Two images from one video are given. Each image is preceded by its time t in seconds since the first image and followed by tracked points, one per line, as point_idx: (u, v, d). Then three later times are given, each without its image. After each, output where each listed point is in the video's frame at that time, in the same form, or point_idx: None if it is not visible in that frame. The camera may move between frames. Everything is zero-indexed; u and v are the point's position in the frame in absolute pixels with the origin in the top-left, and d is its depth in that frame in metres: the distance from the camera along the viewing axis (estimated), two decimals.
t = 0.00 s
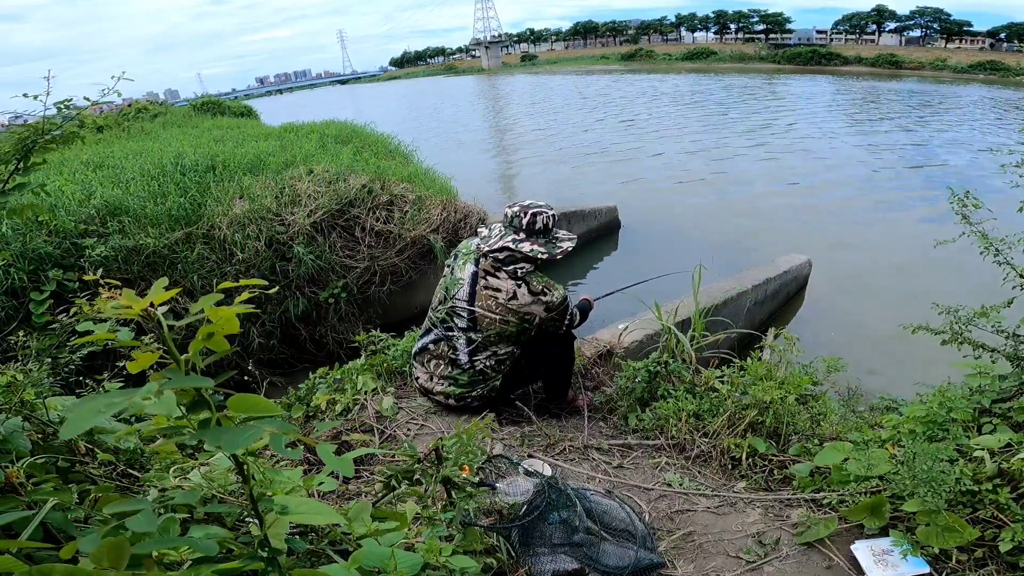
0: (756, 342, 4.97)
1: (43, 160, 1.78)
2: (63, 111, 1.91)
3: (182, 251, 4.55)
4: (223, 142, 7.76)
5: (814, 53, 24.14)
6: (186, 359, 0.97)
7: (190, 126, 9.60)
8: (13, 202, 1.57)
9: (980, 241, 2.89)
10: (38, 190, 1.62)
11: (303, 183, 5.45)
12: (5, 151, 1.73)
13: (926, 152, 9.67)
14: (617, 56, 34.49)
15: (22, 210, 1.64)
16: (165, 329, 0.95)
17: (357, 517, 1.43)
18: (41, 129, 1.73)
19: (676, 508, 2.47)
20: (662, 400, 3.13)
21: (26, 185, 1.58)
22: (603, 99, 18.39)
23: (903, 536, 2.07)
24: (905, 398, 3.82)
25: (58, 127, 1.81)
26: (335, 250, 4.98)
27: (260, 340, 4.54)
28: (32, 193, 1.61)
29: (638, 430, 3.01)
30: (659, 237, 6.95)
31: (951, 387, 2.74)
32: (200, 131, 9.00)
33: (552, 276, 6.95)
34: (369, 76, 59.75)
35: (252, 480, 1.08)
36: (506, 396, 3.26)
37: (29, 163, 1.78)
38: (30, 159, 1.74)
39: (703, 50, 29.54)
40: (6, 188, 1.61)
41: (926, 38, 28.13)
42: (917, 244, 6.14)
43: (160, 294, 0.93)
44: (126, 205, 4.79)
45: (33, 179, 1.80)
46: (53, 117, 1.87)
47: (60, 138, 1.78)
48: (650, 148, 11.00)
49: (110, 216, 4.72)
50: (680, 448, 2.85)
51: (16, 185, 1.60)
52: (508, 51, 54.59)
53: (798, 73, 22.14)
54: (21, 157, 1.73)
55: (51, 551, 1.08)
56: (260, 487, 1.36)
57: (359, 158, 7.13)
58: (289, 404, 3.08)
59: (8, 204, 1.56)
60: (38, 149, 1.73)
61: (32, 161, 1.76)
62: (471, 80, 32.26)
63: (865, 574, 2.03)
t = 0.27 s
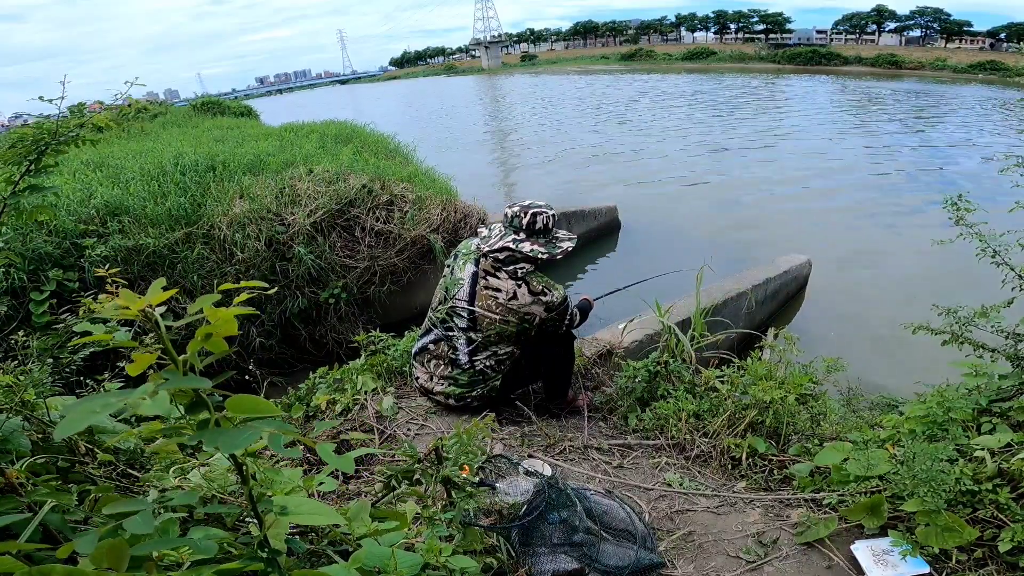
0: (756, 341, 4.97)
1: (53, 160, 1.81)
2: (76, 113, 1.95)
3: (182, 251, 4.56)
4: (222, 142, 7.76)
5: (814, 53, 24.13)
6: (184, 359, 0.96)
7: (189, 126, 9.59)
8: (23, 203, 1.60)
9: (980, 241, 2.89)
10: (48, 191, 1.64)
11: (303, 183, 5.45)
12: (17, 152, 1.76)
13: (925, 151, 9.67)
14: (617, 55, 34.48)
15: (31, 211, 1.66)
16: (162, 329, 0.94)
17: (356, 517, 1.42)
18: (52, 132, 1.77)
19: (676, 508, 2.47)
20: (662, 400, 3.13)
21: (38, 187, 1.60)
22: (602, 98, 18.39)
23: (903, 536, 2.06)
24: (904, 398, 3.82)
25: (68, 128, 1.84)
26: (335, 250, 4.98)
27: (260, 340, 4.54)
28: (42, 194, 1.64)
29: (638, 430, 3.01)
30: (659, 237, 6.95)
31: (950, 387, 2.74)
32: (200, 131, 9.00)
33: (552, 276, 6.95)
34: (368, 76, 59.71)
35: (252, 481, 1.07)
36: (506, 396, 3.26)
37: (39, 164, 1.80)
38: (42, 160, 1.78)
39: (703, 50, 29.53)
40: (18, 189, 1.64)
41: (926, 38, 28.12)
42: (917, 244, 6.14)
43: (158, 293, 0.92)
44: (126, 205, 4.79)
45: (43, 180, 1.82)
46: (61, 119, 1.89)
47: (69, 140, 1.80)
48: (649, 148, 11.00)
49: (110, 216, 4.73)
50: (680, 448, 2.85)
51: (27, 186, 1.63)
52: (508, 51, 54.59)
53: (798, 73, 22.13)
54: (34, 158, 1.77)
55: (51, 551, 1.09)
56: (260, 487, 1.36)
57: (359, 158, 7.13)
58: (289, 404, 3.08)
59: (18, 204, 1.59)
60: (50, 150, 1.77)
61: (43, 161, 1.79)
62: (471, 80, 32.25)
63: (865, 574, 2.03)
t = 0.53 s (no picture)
0: (756, 341, 4.97)
1: (49, 160, 1.80)
2: (67, 112, 1.92)
3: (182, 251, 4.56)
4: (222, 142, 7.75)
5: (814, 53, 24.13)
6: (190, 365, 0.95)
7: (189, 126, 9.59)
8: (17, 202, 1.58)
9: (980, 241, 2.89)
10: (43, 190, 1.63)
11: (303, 183, 5.45)
12: (13, 152, 1.75)
13: (925, 151, 9.66)
14: (617, 56, 34.48)
15: (27, 211, 1.65)
16: (170, 335, 0.94)
17: (357, 518, 1.42)
18: (45, 130, 1.75)
19: (676, 508, 2.47)
20: (662, 400, 3.13)
21: (32, 186, 1.59)
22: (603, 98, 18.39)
23: (903, 536, 2.06)
24: (904, 398, 3.82)
25: (60, 127, 1.82)
26: (334, 250, 4.98)
27: (260, 341, 4.54)
28: (38, 194, 1.62)
29: (638, 430, 3.01)
30: (659, 237, 6.95)
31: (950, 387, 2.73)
32: (200, 131, 9.00)
33: (552, 276, 6.95)
34: (369, 76, 59.71)
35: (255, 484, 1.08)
36: (506, 396, 3.26)
37: (34, 163, 1.79)
38: (36, 159, 1.76)
39: (703, 50, 29.53)
40: (16, 188, 1.64)
41: (926, 38, 28.11)
42: (917, 244, 6.14)
43: (167, 300, 0.92)
44: (125, 205, 4.79)
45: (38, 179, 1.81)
46: (60, 119, 1.89)
47: (64, 139, 1.79)
48: (649, 148, 11.00)
49: (110, 216, 4.72)
50: (680, 448, 2.85)
51: (23, 185, 1.61)
52: (508, 51, 54.62)
53: (798, 74, 22.13)
54: (28, 158, 1.76)
55: (51, 551, 1.09)
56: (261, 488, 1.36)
57: (359, 158, 7.13)
58: (289, 404, 3.08)
59: (16, 204, 1.57)
60: (44, 149, 1.75)
61: (38, 161, 1.78)
62: (471, 80, 32.26)
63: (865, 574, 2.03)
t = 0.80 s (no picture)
0: (756, 341, 4.97)
1: (49, 159, 1.80)
2: (68, 112, 1.92)
3: (182, 251, 4.56)
4: (222, 142, 7.75)
5: (814, 53, 24.12)
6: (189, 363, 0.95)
7: (189, 126, 9.58)
8: (18, 202, 1.58)
9: (980, 242, 2.89)
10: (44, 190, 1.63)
11: (303, 183, 5.45)
12: (13, 152, 1.75)
13: (925, 151, 9.67)
14: (617, 56, 34.47)
15: (27, 211, 1.65)
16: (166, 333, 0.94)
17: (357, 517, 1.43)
18: (46, 130, 1.75)
19: (676, 508, 2.47)
20: (662, 400, 3.13)
21: (33, 185, 1.59)
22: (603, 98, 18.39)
23: (903, 536, 2.07)
24: (904, 398, 3.82)
25: (61, 127, 1.82)
26: (335, 250, 4.98)
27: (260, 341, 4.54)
28: (38, 193, 1.62)
29: (638, 430, 3.01)
30: (659, 237, 6.95)
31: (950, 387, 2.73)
32: (201, 131, 9.00)
33: (552, 276, 6.96)
34: (369, 76, 59.70)
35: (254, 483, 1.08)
36: (506, 396, 3.26)
37: (35, 163, 1.79)
38: (37, 159, 1.76)
39: (703, 50, 29.52)
40: (16, 188, 1.64)
41: (926, 38, 28.10)
42: (917, 244, 6.14)
43: (162, 297, 0.92)
44: (125, 205, 4.79)
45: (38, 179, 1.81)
46: (60, 118, 1.89)
47: (65, 139, 1.79)
48: (649, 148, 11.00)
49: (111, 216, 4.72)
50: (680, 448, 2.85)
51: (24, 185, 1.62)
52: (508, 51, 54.63)
53: (798, 74, 22.12)
54: (29, 158, 1.76)
55: (52, 550, 1.09)
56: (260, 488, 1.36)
57: (358, 158, 7.13)
58: (289, 404, 3.08)
59: (17, 204, 1.57)
60: (44, 149, 1.75)
61: (38, 161, 1.78)
62: (471, 80, 32.26)
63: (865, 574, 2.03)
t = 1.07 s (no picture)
0: (756, 341, 4.97)
1: (53, 160, 1.81)
2: (72, 113, 1.93)
3: (182, 251, 4.56)
4: (223, 142, 7.76)
5: (814, 53, 24.13)
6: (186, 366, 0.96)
7: (189, 126, 9.58)
8: (21, 203, 1.58)
9: (980, 241, 2.89)
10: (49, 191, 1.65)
11: (303, 183, 5.46)
12: (15, 153, 1.76)
13: (925, 151, 9.67)
14: (617, 56, 34.48)
15: (30, 212, 1.66)
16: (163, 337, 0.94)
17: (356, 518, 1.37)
18: (51, 131, 1.76)
19: (676, 508, 2.47)
20: (662, 400, 3.13)
21: (37, 188, 1.60)
22: (603, 99, 18.39)
23: (903, 536, 2.06)
24: (904, 398, 3.82)
25: (66, 129, 1.83)
26: (335, 250, 4.98)
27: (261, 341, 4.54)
28: (42, 194, 1.63)
29: (638, 430, 3.01)
30: (660, 237, 6.95)
31: (950, 387, 2.73)
32: (201, 131, 9.00)
33: (552, 276, 6.96)
34: (369, 76, 59.76)
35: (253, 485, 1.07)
36: (506, 396, 3.26)
37: (38, 165, 1.80)
38: (42, 160, 1.77)
39: (703, 50, 29.52)
40: (17, 189, 1.64)
41: (926, 38, 28.13)
42: (917, 244, 6.14)
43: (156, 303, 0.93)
44: (126, 205, 4.79)
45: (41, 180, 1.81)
46: (61, 119, 1.89)
47: (69, 141, 1.80)
48: (649, 148, 11.00)
49: (111, 216, 4.73)
50: (680, 448, 2.85)
51: (27, 186, 1.62)
52: (508, 51, 54.67)
53: (798, 74, 22.13)
54: (32, 159, 1.77)
55: (52, 550, 1.09)
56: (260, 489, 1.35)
57: (359, 158, 7.13)
58: (289, 404, 3.08)
59: (19, 204, 1.58)
60: (49, 151, 1.77)
61: (42, 162, 1.79)
62: (471, 80, 32.26)
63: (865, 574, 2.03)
